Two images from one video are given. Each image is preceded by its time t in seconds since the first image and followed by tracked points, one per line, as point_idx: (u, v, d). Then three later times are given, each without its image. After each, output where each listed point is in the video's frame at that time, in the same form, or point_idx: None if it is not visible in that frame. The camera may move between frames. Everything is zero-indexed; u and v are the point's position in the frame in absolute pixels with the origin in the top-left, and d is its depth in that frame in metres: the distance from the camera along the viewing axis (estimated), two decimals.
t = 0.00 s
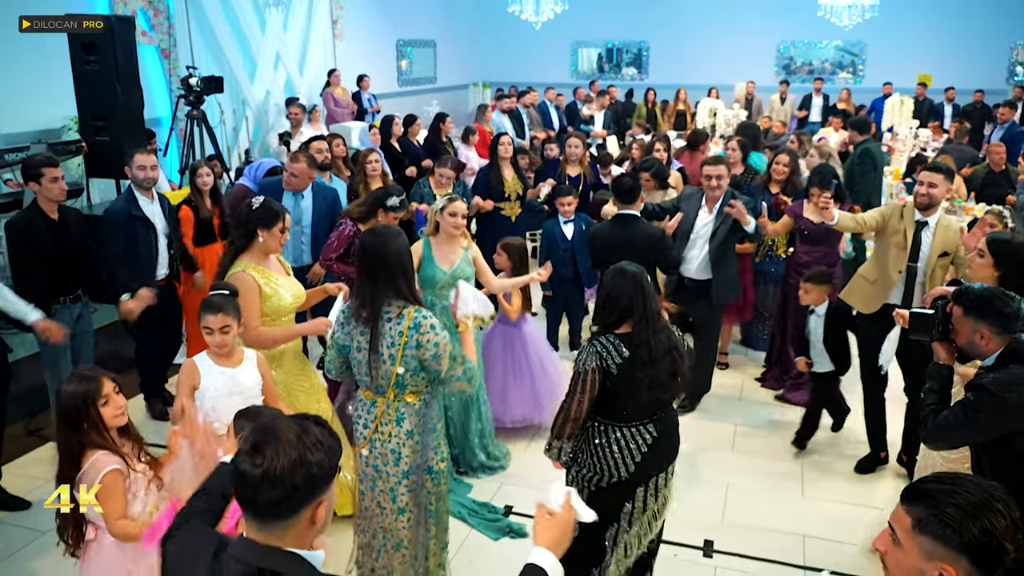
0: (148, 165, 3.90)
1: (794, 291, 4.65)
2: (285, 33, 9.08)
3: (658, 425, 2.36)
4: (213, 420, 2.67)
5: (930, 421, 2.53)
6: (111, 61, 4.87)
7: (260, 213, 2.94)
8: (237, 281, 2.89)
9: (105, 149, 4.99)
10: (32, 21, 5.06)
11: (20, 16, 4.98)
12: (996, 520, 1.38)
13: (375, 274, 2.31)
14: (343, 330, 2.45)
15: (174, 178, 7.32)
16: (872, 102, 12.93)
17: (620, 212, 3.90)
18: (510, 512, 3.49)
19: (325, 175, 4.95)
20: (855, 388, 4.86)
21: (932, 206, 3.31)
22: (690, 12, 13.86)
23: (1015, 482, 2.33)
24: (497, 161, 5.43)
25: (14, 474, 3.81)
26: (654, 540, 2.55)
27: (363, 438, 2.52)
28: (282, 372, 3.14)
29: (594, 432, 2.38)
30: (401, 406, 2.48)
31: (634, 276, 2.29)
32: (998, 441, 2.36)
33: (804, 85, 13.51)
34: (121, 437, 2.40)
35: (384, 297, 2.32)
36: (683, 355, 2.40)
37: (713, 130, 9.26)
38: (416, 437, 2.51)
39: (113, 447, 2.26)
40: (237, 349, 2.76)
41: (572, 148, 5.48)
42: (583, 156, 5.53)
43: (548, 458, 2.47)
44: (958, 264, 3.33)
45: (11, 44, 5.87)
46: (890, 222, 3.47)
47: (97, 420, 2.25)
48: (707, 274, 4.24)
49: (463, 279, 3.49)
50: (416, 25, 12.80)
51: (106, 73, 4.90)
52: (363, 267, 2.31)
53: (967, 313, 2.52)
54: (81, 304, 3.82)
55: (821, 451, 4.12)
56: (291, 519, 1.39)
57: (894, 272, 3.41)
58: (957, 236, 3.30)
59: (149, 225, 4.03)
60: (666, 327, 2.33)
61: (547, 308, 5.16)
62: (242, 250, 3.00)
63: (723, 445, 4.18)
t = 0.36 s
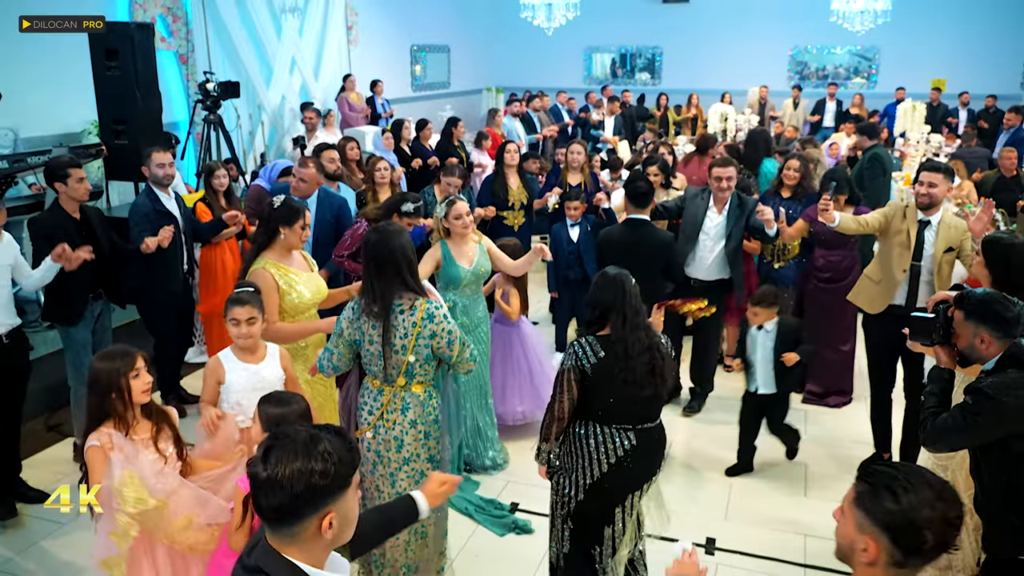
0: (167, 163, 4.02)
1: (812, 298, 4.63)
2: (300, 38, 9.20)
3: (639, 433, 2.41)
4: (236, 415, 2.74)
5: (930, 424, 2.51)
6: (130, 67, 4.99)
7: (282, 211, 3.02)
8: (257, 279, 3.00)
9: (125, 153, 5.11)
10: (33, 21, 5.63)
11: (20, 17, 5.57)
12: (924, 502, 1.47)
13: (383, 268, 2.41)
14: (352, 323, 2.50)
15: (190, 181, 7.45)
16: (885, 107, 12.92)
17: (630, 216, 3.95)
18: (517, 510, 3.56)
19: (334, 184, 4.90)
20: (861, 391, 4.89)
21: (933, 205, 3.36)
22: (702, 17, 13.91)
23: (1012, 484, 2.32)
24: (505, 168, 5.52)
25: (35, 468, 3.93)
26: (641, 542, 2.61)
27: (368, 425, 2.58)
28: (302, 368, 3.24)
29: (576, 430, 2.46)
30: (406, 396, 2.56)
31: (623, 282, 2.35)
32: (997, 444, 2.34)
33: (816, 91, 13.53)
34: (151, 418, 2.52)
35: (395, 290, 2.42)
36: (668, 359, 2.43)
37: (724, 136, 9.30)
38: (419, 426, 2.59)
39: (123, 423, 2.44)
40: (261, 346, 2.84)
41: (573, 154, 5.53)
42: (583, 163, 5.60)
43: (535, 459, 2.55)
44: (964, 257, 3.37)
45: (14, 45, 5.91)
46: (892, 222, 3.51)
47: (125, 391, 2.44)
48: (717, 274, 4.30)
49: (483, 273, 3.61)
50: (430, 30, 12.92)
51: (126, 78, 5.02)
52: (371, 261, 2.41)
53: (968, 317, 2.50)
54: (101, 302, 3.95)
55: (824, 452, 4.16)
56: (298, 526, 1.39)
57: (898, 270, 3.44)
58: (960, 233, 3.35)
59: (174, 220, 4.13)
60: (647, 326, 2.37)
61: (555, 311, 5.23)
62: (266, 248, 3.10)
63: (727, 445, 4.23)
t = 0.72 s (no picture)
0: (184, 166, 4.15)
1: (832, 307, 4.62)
2: (315, 45, 9.32)
3: (633, 432, 2.47)
4: (262, 408, 2.82)
5: (928, 427, 2.38)
6: (149, 73, 5.11)
7: (300, 210, 3.11)
8: (270, 272, 3.12)
9: (144, 156, 5.22)
10: (34, 22, 5.76)
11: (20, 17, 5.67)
12: (847, 484, 1.52)
13: (382, 267, 2.50)
14: (355, 317, 2.59)
15: (207, 185, 7.58)
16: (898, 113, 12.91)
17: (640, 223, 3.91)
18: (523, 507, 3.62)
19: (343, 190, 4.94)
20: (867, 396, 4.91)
21: (935, 217, 3.41)
22: (715, 24, 13.97)
23: (1009, 485, 2.20)
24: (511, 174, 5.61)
25: (54, 463, 4.04)
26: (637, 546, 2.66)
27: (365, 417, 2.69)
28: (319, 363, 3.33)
29: (571, 432, 2.53)
30: (401, 391, 2.64)
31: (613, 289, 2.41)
32: (995, 448, 2.21)
33: (830, 97, 13.53)
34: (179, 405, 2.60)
35: (393, 289, 2.51)
36: (659, 362, 2.47)
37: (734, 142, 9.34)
38: (414, 422, 2.67)
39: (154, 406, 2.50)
40: (284, 340, 2.91)
41: (575, 158, 5.59)
42: (585, 168, 5.62)
43: (533, 465, 2.63)
44: (960, 270, 3.40)
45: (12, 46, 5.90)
46: (896, 232, 3.54)
47: (166, 378, 2.52)
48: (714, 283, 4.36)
49: (491, 273, 3.69)
50: (444, 37, 13.05)
51: (145, 84, 5.13)
52: (370, 261, 2.51)
53: (969, 320, 2.38)
54: (119, 303, 4.06)
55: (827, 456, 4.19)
56: (307, 518, 1.39)
57: (902, 278, 3.48)
58: (959, 242, 3.39)
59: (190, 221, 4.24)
60: (632, 325, 2.44)
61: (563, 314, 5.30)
62: (282, 244, 3.19)
63: (732, 447, 4.28)
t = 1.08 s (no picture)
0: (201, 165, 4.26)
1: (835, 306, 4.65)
2: (330, 47, 9.42)
3: (639, 417, 2.55)
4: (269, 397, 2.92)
5: (925, 419, 2.38)
6: (167, 76, 5.23)
7: (308, 208, 3.20)
8: (279, 269, 3.22)
9: (161, 157, 5.34)
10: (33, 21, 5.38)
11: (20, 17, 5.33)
12: (845, 467, 1.58)
13: (385, 263, 2.57)
14: (360, 310, 2.73)
15: (223, 185, 7.71)
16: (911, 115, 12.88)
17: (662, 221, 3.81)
18: (529, 501, 3.70)
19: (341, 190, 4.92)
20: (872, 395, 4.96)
21: (930, 211, 3.48)
22: (728, 27, 13.99)
23: (998, 483, 2.22)
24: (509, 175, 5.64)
25: (75, 454, 4.16)
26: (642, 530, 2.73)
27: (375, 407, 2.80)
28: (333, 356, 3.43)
29: (580, 418, 2.60)
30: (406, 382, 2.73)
31: (619, 283, 2.45)
32: (986, 444, 2.23)
33: (843, 100, 13.51)
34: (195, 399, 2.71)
35: (394, 285, 2.58)
36: (661, 353, 2.51)
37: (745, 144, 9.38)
38: (421, 412, 2.76)
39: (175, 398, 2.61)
40: (296, 333, 2.99)
41: (575, 159, 5.66)
42: (583, 168, 5.76)
43: (544, 449, 2.71)
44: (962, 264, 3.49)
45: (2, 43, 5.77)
46: (894, 228, 3.62)
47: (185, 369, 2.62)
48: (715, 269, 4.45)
49: (491, 275, 3.73)
50: (458, 40, 13.14)
51: (163, 86, 5.25)
52: (374, 256, 2.59)
53: (969, 315, 2.31)
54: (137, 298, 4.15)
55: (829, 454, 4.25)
56: (326, 494, 1.45)
57: (900, 274, 3.55)
58: (958, 238, 3.46)
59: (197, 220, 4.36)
60: (634, 321, 2.46)
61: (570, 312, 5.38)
62: (292, 243, 3.29)
63: (736, 445, 4.34)
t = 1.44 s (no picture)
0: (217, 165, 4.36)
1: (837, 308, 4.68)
2: (345, 48, 9.51)
3: (654, 402, 2.62)
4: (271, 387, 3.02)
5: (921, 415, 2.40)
6: (185, 77, 5.34)
7: (305, 209, 3.29)
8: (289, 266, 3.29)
9: (178, 156, 5.45)
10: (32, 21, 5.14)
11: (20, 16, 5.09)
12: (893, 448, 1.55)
13: (393, 264, 2.66)
14: (376, 312, 2.82)
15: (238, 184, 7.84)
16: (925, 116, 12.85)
17: (699, 228, 3.66)
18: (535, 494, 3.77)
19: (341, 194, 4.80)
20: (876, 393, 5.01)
21: (934, 216, 3.51)
22: (742, 28, 14.00)
23: (989, 479, 2.29)
24: (506, 175, 5.70)
25: (95, 446, 4.28)
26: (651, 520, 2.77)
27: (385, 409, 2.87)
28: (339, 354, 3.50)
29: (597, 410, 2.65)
30: (415, 384, 2.79)
31: (636, 284, 2.57)
32: (979, 440, 2.28)
33: (856, 100, 13.49)
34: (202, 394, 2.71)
35: (405, 285, 2.66)
36: (673, 345, 2.66)
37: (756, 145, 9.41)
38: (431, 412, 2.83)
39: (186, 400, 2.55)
40: (296, 325, 3.08)
41: (566, 161, 5.62)
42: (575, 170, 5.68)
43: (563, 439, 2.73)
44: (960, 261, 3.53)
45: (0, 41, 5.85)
46: (897, 232, 3.65)
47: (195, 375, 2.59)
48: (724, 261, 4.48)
49: (487, 272, 3.81)
50: (472, 40, 13.23)
51: (180, 87, 5.36)
52: (384, 256, 2.67)
53: (966, 312, 2.33)
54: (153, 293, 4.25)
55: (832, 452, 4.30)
56: (339, 459, 1.53)
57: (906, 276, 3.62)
58: (958, 239, 3.52)
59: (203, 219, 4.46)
60: (650, 319, 2.60)
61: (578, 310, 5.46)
62: (297, 244, 3.38)
63: (741, 442, 4.40)
